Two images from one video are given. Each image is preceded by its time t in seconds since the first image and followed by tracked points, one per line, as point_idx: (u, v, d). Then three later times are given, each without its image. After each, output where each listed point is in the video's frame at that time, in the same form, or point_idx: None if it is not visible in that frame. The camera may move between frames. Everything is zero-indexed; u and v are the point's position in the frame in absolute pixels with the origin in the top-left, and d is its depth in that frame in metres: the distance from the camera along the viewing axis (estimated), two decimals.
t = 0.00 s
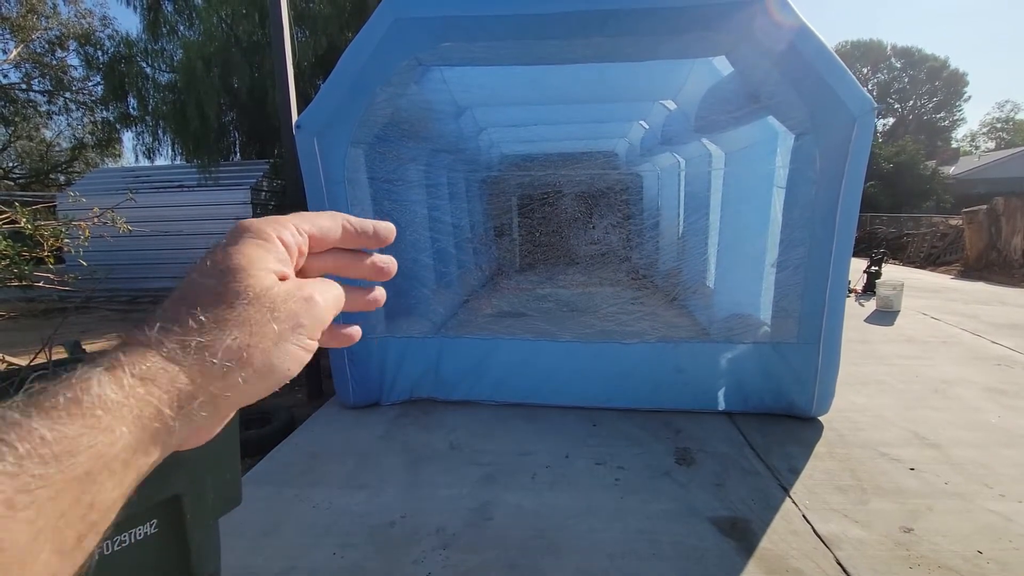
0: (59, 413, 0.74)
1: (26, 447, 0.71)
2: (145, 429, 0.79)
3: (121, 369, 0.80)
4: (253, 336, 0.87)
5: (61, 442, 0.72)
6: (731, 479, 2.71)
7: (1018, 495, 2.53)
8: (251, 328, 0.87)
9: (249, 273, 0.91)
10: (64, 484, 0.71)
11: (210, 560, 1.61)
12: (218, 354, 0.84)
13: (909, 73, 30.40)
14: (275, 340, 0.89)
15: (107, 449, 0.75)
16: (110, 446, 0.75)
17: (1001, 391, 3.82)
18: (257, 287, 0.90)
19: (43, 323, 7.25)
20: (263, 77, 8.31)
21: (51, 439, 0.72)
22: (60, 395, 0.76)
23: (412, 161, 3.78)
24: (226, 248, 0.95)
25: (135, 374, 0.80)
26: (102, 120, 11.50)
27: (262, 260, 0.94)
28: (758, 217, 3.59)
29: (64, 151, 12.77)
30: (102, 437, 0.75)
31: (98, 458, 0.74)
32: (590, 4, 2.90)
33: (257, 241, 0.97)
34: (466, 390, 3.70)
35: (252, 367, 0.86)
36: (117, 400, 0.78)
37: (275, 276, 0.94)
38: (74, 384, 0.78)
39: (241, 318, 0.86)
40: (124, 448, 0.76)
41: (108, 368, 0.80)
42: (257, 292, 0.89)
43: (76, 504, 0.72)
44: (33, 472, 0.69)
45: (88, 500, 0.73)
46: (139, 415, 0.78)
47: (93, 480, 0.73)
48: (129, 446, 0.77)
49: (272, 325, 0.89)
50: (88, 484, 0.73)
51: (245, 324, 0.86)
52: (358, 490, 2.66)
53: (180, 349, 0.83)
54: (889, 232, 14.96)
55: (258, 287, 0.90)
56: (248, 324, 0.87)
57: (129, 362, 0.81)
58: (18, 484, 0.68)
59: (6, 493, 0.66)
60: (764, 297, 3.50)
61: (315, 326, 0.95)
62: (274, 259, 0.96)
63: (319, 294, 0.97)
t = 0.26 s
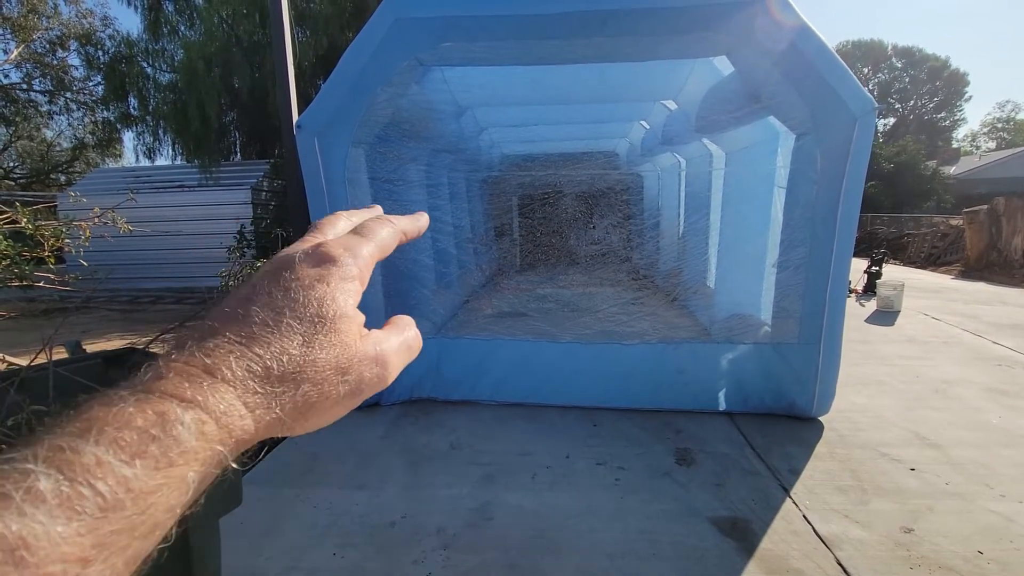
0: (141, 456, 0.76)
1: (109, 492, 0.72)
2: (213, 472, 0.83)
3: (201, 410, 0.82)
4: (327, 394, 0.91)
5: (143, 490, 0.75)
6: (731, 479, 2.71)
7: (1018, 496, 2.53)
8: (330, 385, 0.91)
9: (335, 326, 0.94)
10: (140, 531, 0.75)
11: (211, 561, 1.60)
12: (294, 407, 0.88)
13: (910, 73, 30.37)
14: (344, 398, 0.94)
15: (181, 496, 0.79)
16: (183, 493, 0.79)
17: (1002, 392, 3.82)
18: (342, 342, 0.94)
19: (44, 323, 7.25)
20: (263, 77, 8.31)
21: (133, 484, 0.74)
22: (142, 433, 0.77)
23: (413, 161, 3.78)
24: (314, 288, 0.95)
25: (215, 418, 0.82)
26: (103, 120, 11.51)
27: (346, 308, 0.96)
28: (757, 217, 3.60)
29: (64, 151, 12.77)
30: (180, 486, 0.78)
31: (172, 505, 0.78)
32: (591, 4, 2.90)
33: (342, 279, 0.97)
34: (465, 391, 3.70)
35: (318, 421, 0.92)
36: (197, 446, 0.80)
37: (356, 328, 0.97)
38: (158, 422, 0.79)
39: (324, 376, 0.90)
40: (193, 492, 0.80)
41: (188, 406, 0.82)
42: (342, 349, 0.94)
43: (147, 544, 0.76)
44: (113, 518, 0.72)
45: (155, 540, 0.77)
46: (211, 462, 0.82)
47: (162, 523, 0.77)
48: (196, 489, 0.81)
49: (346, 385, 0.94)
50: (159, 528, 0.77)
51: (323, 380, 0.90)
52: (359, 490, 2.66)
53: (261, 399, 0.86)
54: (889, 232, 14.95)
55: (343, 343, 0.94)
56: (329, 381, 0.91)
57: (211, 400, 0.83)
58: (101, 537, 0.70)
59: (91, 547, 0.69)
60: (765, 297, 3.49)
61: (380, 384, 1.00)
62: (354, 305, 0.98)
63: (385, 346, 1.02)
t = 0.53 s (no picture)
0: (122, 442, 0.78)
1: (85, 480, 0.74)
2: (196, 458, 0.85)
3: (185, 396, 0.84)
4: (310, 374, 0.95)
5: (121, 476, 0.76)
6: (731, 480, 2.71)
7: (1019, 496, 2.53)
8: (315, 367, 0.96)
9: (321, 312, 0.98)
10: (122, 517, 0.76)
11: (209, 562, 1.60)
12: (276, 390, 0.91)
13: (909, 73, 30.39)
14: (332, 381, 0.99)
15: (163, 480, 0.81)
16: (166, 477, 0.81)
17: (1002, 392, 3.81)
18: (329, 326, 0.98)
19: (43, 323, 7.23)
20: (263, 77, 8.31)
21: (115, 471, 0.76)
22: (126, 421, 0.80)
23: (412, 161, 3.78)
24: (300, 277, 1.00)
25: (198, 403, 0.85)
26: (102, 121, 11.50)
27: (331, 296, 1.01)
28: (757, 217, 3.60)
29: (64, 151, 12.77)
30: (162, 470, 0.80)
31: (155, 489, 0.80)
32: (591, 4, 2.91)
33: (328, 269, 1.03)
34: (465, 392, 3.70)
35: (304, 404, 0.96)
36: (180, 432, 0.82)
37: (342, 313, 1.02)
38: (140, 410, 0.81)
39: (310, 358, 0.95)
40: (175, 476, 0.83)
41: (170, 393, 0.84)
42: (330, 331, 0.98)
43: (130, 530, 0.78)
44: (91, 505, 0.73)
45: (139, 526, 0.79)
46: (196, 447, 0.84)
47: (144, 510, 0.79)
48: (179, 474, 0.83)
49: (333, 367, 0.99)
50: (142, 513, 0.79)
51: (305, 361, 0.94)
52: (358, 491, 2.65)
53: (246, 383, 0.89)
54: (889, 232, 14.95)
55: (331, 326, 0.99)
56: (315, 363, 0.96)
57: (194, 386, 0.86)
58: (80, 523, 0.72)
59: (69, 533, 0.71)
60: (764, 297, 3.49)
61: (364, 367, 1.05)
62: (340, 293, 1.03)
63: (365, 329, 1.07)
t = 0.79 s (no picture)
0: (65, 408, 0.73)
1: (33, 444, 0.69)
2: (158, 422, 0.77)
3: (129, 358, 0.78)
4: (270, 324, 0.83)
5: (67, 436, 0.70)
6: (731, 480, 2.71)
7: (1019, 496, 2.52)
8: (269, 314, 0.84)
9: (272, 264, 0.90)
10: (71, 482, 0.69)
11: (210, 563, 1.60)
12: (230, 342, 0.81)
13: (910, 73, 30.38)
14: (296, 328, 0.84)
15: (117, 441, 0.73)
16: (123, 439, 0.73)
17: (1002, 392, 3.81)
18: (280, 276, 0.89)
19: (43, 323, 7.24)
20: (263, 78, 8.32)
21: (55, 434, 0.70)
22: (66, 390, 0.74)
23: (412, 162, 3.78)
24: (254, 244, 0.96)
25: (145, 364, 0.78)
26: (103, 121, 11.51)
27: (284, 253, 0.93)
28: (757, 217, 3.61)
29: (64, 152, 12.78)
30: (110, 430, 0.72)
31: (107, 452, 0.72)
32: (590, 5, 2.91)
33: (288, 237, 0.97)
34: (465, 392, 3.70)
35: (270, 356, 0.82)
36: (126, 392, 0.76)
37: (300, 268, 0.93)
38: (81, 375, 0.76)
39: (260, 305, 0.84)
40: (136, 441, 0.74)
41: (117, 360, 0.79)
42: (278, 279, 0.88)
43: (88, 500, 0.71)
44: (37, 467, 0.68)
45: (101, 497, 0.71)
46: (149, 407, 0.76)
47: (106, 476, 0.72)
48: (142, 439, 0.75)
49: (292, 314, 0.85)
50: (100, 481, 0.71)
51: (261, 311, 0.84)
52: (358, 491, 2.65)
53: (194, 337, 0.81)
54: (889, 232, 14.93)
55: (281, 276, 0.88)
56: (268, 311, 0.84)
57: (143, 352, 0.80)
58: (20, 484, 0.66)
59: (9, 494, 0.65)
60: (765, 298, 3.50)
61: (344, 320, 0.90)
62: (297, 251, 0.95)
63: (344, 285, 0.93)
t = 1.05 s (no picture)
0: (52, 398, 0.71)
1: (22, 437, 0.68)
2: (152, 410, 0.76)
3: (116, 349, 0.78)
4: (258, 303, 0.83)
5: (56, 427, 0.70)
6: (731, 480, 2.71)
7: (1019, 496, 2.53)
8: (257, 294, 0.84)
9: (258, 245, 0.91)
10: (64, 472, 0.69)
11: (209, 563, 1.59)
12: (218, 326, 0.81)
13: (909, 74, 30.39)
14: (286, 305, 0.84)
15: (109, 431, 0.72)
16: (116, 428, 0.73)
17: (1002, 392, 3.81)
18: (266, 255, 0.89)
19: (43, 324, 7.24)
20: (263, 78, 8.32)
21: (44, 425, 0.70)
22: (51, 380, 0.73)
23: (412, 162, 3.79)
24: (238, 227, 0.97)
25: (132, 354, 0.78)
26: (103, 122, 11.52)
27: (270, 233, 0.95)
28: (757, 217, 3.62)
29: (64, 152, 12.79)
30: (101, 419, 0.72)
31: (99, 442, 0.71)
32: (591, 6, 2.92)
33: (273, 219, 0.98)
34: (465, 392, 3.71)
35: (263, 336, 0.82)
36: (115, 381, 0.75)
37: (287, 246, 0.94)
38: (66, 365, 0.74)
39: (246, 286, 0.84)
40: (130, 429, 0.74)
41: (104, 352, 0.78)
42: (264, 259, 0.88)
43: (83, 490, 0.70)
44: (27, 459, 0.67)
45: (97, 487, 0.71)
46: (141, 395, 0.76)
47: (101, 465, 0.71)
48: (136, 428, 0.75)
49: (281, 292, 0.85)
50: (95, 470, 0.71)
51: (248, 293, 0.84)
52: (358, 492, 2.65)
53: (182, 325, 0.81)
54: (888, 233, 14.93)
55: (267, 256, 0.89)
56: (256, 291, 0.84)
57: (131, 343, 0.80)
58: (9, 475, 0.65)
59: None
60: (765, 298, 3.50)
61: (335, 292, 0.89)
62: (284, 230, 0.96)
63: (335, 258, 0.94)
